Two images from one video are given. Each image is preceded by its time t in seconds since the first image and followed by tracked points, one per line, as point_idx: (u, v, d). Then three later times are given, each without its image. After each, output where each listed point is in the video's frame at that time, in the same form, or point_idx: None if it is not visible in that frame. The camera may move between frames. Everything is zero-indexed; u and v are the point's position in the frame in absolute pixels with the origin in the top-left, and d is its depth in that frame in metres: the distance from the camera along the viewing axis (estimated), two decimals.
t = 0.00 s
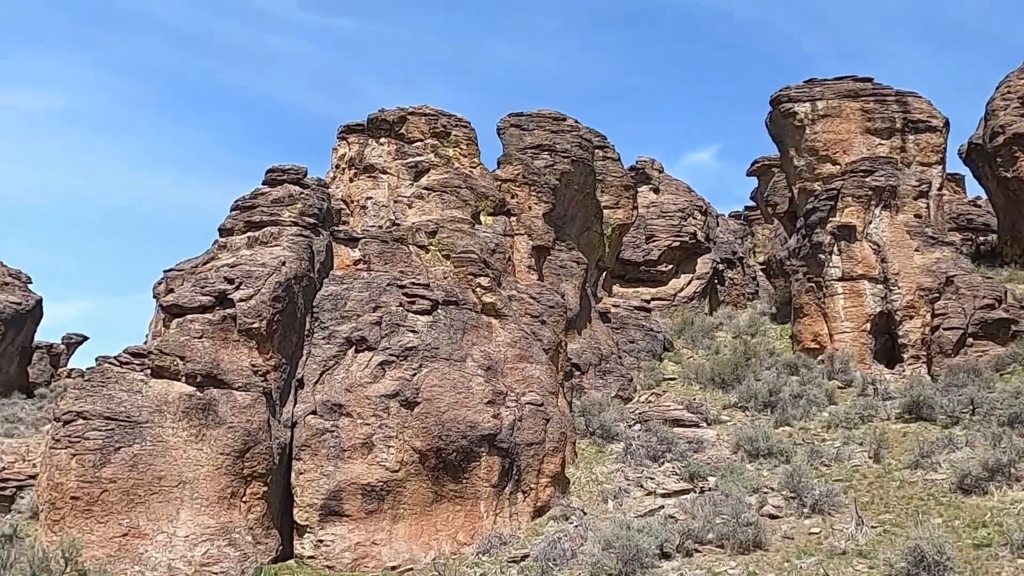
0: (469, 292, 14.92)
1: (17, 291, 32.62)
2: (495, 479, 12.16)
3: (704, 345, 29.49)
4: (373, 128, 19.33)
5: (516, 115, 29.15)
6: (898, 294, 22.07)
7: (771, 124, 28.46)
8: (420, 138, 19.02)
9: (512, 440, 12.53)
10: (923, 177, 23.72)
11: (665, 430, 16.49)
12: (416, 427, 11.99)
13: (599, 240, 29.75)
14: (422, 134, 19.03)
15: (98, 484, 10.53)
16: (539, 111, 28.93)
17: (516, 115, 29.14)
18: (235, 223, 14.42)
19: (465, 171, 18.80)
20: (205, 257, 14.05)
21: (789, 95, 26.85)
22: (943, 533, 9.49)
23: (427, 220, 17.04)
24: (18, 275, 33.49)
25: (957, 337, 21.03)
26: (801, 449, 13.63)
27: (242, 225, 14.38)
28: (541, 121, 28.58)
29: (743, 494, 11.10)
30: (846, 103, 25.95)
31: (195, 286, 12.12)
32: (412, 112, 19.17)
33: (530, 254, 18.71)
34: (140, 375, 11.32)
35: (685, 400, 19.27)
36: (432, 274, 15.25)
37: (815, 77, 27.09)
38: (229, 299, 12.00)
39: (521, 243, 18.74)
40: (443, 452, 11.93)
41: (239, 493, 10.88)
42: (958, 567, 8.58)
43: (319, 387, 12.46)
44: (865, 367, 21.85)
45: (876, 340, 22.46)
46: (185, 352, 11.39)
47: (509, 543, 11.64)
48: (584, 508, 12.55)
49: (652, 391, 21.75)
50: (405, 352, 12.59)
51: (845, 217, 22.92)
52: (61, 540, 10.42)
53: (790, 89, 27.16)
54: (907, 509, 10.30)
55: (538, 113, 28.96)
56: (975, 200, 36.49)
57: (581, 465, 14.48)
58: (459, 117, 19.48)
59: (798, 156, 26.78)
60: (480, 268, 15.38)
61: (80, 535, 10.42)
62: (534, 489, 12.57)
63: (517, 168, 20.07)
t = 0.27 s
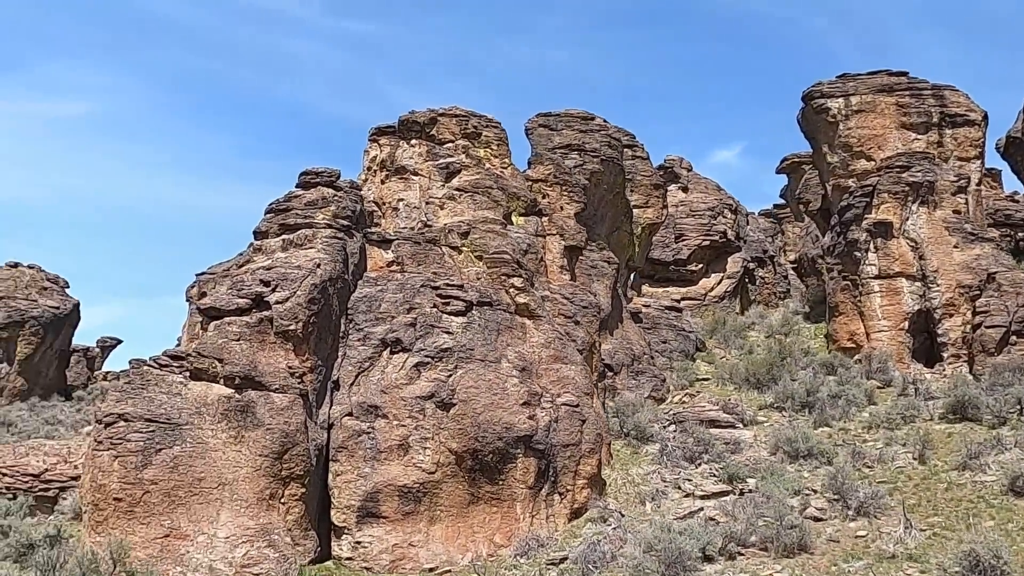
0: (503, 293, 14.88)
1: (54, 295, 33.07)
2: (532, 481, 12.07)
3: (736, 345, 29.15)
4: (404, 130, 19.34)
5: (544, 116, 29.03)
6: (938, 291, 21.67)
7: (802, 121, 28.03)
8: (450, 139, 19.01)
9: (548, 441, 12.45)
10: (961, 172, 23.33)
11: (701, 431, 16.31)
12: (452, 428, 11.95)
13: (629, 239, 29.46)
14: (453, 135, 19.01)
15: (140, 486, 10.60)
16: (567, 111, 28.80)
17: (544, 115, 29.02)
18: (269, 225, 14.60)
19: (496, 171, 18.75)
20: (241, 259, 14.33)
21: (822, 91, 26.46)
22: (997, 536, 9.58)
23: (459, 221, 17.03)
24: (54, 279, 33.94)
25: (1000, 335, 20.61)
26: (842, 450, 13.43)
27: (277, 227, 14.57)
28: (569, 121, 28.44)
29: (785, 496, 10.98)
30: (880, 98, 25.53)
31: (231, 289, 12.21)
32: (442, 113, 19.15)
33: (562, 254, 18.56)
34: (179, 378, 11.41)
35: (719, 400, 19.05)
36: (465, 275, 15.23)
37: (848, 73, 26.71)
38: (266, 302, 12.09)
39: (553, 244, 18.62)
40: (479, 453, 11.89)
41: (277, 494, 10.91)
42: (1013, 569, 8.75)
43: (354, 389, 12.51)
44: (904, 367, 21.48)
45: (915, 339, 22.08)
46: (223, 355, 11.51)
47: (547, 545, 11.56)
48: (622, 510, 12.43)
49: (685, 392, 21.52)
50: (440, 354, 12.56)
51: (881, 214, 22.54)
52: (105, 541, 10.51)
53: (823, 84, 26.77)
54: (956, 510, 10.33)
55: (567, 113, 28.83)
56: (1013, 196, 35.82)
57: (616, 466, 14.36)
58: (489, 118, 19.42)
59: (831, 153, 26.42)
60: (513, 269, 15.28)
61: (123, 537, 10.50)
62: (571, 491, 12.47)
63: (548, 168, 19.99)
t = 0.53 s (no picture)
0: (525, 294, 14.80)
1: (75, 299, 33.27)
2: (556, 483, 11.98)
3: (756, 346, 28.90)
4: (424, 130, 19.30)
5: (562, 116, 28.92)
6: (963, 290, 21.43)
7: (823, 120, 27.89)
8: (470, 140, 18.96)
9: (573, 442, 12.36)
10: (986, 170, 23.05)
11: (725, 432, 16.17)
12: (476, 430, 11.89)
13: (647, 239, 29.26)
14: (472, 136, 18.96)
15: (166, 487, 10.60)
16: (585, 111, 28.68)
17: (562, 116, 28.92)
18: (292, 227, 14.63)
19: (516, 172, 18.68)
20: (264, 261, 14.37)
21: (842, 89, 26.24)
22: None
23: (480, 221, 16.95)
24: (75, 282, 34.15)
25: None
26: (870, 452, 13.27)
27: (299, 229, 14.59)
28: (587, 121, 28.30)
29: (814, 498, 10.88)
30: (902, 95, 25.24)
31: (254, 291, 12.21)
32: (462, 114, 19.11)
33: (583, 255, 18.45)
34: (203, 379, 11.37)
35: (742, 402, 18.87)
36: (487, 276, 15.17)
37: (869, 70, 26.46)
38: (289, 303, 12.08)
39: (574, 244, 18.51)
40: (503, 455, 11.81)
41: (302, 496, 10.90)
42: None
43: (377, 391, 12.50)
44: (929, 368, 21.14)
45: (939, 339, 21.82)
46: (247, 356, 11.51)
47: (572, 548, 11.47)
48: (647, 512, 12.31)
49: (706, 393, 21.32)
50: (463, 354, 12.51)
51: (904, 212, 22.31)
52: (132, 543, 10.53)
53: (843, 82, 26.55)
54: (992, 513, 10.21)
55: (584, 114, 28.70)
56: None
57: (640, 468, 14.24)
58: (509, 118, 19.35)
59: (852, 151, 26.18)
60: (535, 270, 15.21)
61: (149, 538, 10.52)
62: (596, 493, 12.36)
63: (568, 168, 19.91)
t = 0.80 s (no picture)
0: (546, 294, 14.68)
1: (93, 302, 33.38)
2: (580, 485, 11.86)
3: (776, 346, 28.59)
4: (442, 131, 19.22)
5: (577, 116, 28.60)
6: (988, 289, 21.16)
7: (842, 117, 27.52)
8: (489, 139, 18.87)
9: (596, 443, 12.24)
10: (1010, 166, 22.74)
11: (749, 433, 15.98)
12: (499, 431, 11.78)
13: (665, 239, 29.02)
14: (491, 135, 18.86)
15: (190, 490, 10.57)
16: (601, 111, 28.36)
17: (577, 115, 28.60)
18: (312, 228, 14.58)
19: (535, 172, 18.56)
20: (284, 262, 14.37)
21: (862, 85, 25.89)
22: None
23: (499, 221, 16.83)
24: (94, 285, 34.27)
25: None
26: (900, 453, 13.08)
27: (319, 230, 14.53)
28: (603, 121, 27.95)
29: (844, 501, 10.82)
30: (923, 91, 24.88)
31: (275, 293, 12.17)
32: (480, 113, 19.01)
33: (603, 254, 18.30)
34: (225, 382, 11.41)
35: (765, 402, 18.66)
36: (508, 277, 15.07)
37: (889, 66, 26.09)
38: (310, 304, 12.03)
39: (594, 243, 18.36)
40: (527, 457, 11.71)
41: (325, 498, 10.84)
42: None
43: (399, 392, 12.43)
44: (954, 368, 20.83)
45: (964, 338, 21.53)
46: (269, 358, 11.46)
47: (597, 551, 11.33)
48: (673, 514, 12.17)
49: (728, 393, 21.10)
50: (486, 355, 12.41)
51: (926, 210, 22.04)
52: (157, 545, 10.51)
53: (862, 79, 26.20)
54: None
55: (600, 113, 28.38)
56: None
57: (664, 470, 14.09)
58: (528, 118, 19.22)
59: (873, 149, 25.82)
60: (556, 270, 15.09)
61: (174, 541, 10.49)
62: (620, 495, 12.24)
63: (588, 167, 19.80)
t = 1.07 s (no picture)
0: (573, 297, 14.56)
1: (120, 310, 33.62)
2: (611, 489, 11.74)
3: (803, 347, 28.21)
4: (466, 135, 19.20)
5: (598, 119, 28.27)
6: (1020, 287, 20.82)
7: (866, 115, 27.03)
8: (512, 143, 18.83)
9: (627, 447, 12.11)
10: None
11: (780, 436, 15.78)
12: (529, 436, 11.68)
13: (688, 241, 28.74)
14: (514, 139, 18.82)
15: (221, 497, 10.56)
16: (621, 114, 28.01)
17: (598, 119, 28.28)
18: (337, 234, 14.54)
19: (559, 174, 18.46)
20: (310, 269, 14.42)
21: (887, 83, 25.44)
22: None
23: (524, 225, 16.73)
24: (120, 294, 34.54)
25: None
26: (938, 455, 12.88)
27: (344, 236, 14.49)
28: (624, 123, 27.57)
29: (882, 504, 10.86)
30: (950, 87, 24.46)
31: (303, 300, 12.20)
32: (503, 117, 18.97)
33: (628, 256, 18.17)
34: (254, 388, 11.42)
35: (794, 404, 18.43)
36: (534, 280, 14.96)
37: (914, 63, 25.66)
38: (338, 310, 12.04)
39: (619, 246, 18.23)
40: (557, 461, 11.59)
41: (355, 504, 10.80)
42: None
43: (427, 397, 12.37)
44: (988, 368, 20.46)
45: (997, 337, 21.19)
46: (298, 364, 11.47)
47: (630, 557, 11.19)
48: (706, 519, 12.02)
49: (755, 395, 20.85)
50: (514, 360, 12.32)
51: (956, 208, 21.70)
52: (189, 553, 10.50)
53: (887, 77, 25.80)
54: None
55: (621, 116, 28.03)
56: None
57: (695, 474, 13.92)
58: (551, 120, 19.13)
59: (899, 147, 25.33)
60: (582, 272, 14.98)
61: (206, 548, 10.47)
62: (652, 499, 12.10)
63: (612, 169, 19.69)
